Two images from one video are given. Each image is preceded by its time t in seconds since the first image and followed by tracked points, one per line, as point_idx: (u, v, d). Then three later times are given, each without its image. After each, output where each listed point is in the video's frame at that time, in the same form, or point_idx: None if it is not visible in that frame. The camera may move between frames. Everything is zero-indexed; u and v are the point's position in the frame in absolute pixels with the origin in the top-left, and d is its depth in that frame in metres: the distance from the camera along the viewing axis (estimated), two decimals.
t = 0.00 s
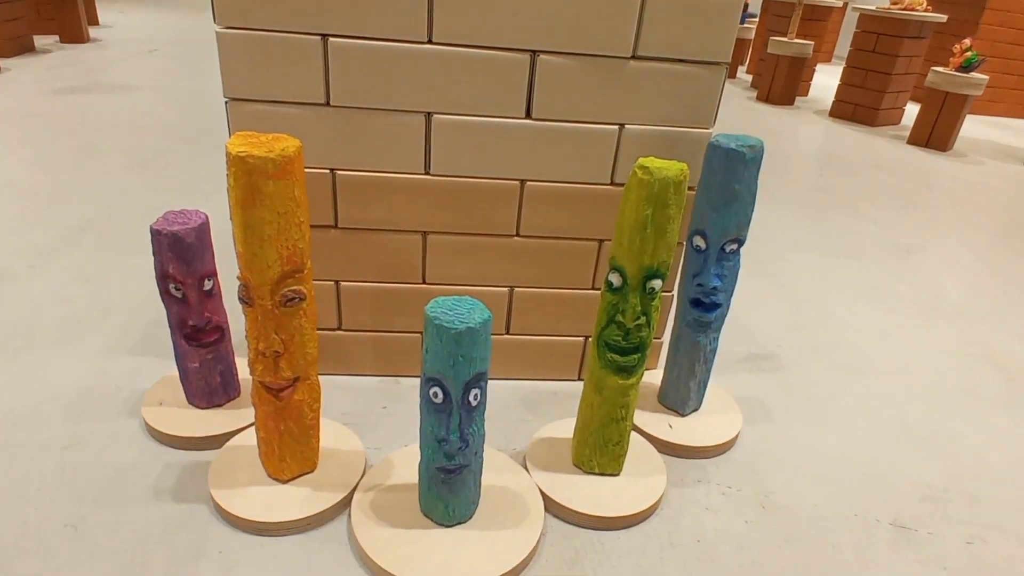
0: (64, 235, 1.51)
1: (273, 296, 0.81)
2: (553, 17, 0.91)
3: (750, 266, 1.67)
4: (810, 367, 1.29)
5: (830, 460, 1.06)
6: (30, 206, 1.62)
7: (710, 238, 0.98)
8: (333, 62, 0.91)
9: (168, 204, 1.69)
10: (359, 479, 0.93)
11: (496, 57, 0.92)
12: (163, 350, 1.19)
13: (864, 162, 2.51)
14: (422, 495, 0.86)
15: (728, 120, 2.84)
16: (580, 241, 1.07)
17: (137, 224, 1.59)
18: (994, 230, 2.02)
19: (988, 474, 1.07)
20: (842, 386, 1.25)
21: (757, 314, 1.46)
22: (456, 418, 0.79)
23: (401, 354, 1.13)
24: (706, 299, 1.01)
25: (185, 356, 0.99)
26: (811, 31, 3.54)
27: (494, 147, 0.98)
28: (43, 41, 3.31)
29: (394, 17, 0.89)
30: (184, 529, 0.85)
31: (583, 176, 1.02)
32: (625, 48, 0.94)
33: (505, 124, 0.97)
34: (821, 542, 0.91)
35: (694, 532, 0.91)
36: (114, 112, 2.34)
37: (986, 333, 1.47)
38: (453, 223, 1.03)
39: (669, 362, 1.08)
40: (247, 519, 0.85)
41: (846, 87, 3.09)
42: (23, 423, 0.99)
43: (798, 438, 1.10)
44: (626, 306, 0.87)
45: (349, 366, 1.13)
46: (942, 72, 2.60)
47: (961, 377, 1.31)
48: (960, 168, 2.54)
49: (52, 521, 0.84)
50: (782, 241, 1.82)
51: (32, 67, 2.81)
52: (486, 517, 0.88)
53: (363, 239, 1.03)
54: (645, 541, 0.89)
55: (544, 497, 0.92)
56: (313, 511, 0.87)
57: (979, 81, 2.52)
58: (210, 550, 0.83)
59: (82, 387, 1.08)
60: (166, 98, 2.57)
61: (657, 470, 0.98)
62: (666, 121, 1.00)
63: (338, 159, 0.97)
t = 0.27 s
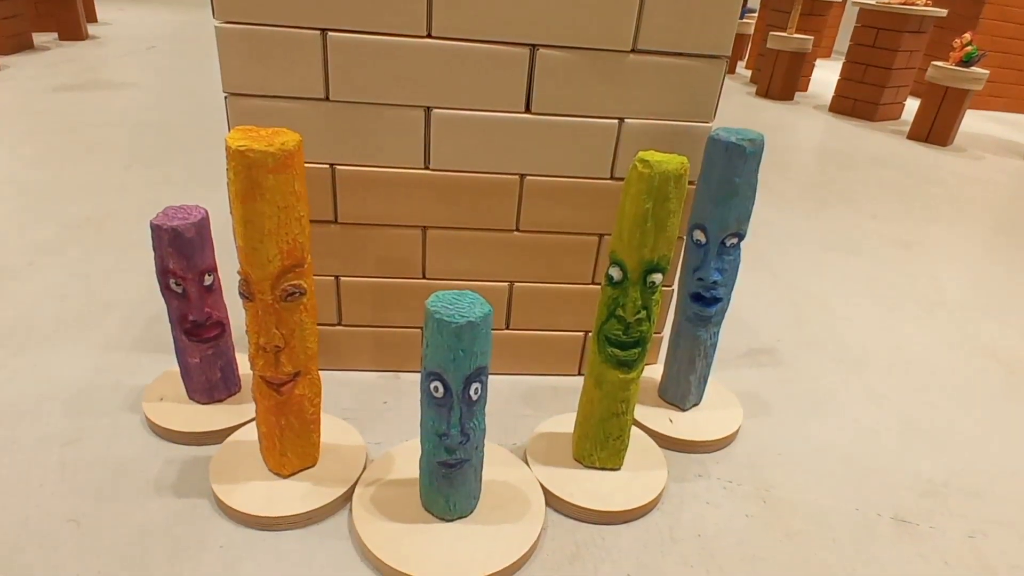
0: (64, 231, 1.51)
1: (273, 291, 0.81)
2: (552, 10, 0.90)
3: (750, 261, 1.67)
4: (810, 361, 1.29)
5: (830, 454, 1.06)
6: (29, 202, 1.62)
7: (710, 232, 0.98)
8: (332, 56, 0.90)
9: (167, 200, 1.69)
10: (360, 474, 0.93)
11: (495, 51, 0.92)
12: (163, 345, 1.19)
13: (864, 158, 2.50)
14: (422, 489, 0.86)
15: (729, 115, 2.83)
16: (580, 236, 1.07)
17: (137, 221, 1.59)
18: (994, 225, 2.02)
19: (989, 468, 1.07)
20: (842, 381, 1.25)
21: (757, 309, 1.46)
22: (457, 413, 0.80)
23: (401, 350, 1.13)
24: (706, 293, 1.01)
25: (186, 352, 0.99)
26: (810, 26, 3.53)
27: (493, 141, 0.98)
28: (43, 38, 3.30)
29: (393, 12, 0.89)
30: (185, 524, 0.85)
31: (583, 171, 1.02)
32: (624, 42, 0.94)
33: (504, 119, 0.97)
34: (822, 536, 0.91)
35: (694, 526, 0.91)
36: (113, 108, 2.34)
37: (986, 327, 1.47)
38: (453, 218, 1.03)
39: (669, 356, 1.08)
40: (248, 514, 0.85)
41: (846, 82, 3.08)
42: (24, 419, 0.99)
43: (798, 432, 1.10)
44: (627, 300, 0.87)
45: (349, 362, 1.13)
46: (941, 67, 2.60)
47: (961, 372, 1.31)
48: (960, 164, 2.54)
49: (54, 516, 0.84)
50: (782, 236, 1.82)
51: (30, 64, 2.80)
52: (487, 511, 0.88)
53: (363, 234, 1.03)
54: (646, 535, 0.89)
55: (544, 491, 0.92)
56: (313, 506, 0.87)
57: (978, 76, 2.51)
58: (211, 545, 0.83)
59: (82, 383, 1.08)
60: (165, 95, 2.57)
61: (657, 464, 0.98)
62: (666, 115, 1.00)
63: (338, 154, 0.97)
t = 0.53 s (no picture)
0: (66, 228, 1.51)
1: (275, 288, 0.81)
2: (554, 7, 0.90)
3: (752, 257, 1.67)
4: (811, 357, 1.29)
5: (832, 450, 1.06)
6: (32, 199, 1.62)
7: (712, 228, 0.98)
8: (334, 53, 0.90)
9: (169, 197, 1.69)
10: (362, 470, 0.93)
11: (497, 48, 0.92)
12: (166, 342, 1.19)
13: (866, 154, 2.50)
14: (425, 485, 0.86)
15: (730, 112, 2.83)
16: (582, 232, 1.07)
17: (139, 218, 1.59)
18: (996, 221, 2.02)
19: (990, 464, 1.07)
20: (843, 377, 1.25)
21: (758, 305, 1.46)
22: (459, 409, 0.80)
23: (403, 346, 1.13)
24: (708, 290, 1.01)
25: (188, 348, 0.99)
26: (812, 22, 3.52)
27: (495, 138, 0.98)
28: (44, 35, 3.30)
29: (394, 9, 0.89)
30: (188, 520, 0.85)
31: (584, 167, 1.02)
32: (626, 39, 0.94)
33: (506, 115, 0.97)
34: (824, 532, 0.91)
35: (696, 522, 0.91)
36: (114, 105, 2.34)
37: (989, 323, 1.47)
38: (455, 215, 1.03)
39: (671, 353, 1.08)
40: (251, 510, 0.85)
41: (848, 78, 3.08)
42: (27, 415, 1.00)
43: (800, 428, 1.11)
44: (628, 296, 0.87)
45: (351, 358, 1.13)
46: (944, 63, 2.59)
47: (963, 368, 1.31)
48: (962, 160, 2.53)
49: (58, 513, 0.85)
50: (784, 232, 1.82)
51: (31, 61, 2.80)
52: (489, 507, 0.88)
53: (365, 231, 1.03)
54: (648, 531, 0.89)
55: (546, 487, 0.93)
56: (316, 502, 0.87)
57: (980, 71, 2.50)
58: (214, 540, 0.83)
59: (85, 380, 1.08)
60: (166, 91, 2.57)
61: (659, 460, 0.98)
62: (668, 112, 1.00)
63: (339, 150, 0.97)
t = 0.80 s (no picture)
0: (71, 226, 1.51)
1: (280, 286, 0.81)
2: (559, 4, 0.90)
3: (757, 255, 1.67)
4: (816, 356, 1.29)
5: (837, 449, 1.06)
6: (35, 197, 1.62)
7: (717, 226, 0.98)
8: (338, 51, 0.90)
9: (173, 195, 1.69)
10: (367, 468, 0.93)
11: (501, 45, 0.92)
12: (170, 340, 1.19)
13: (870, 152, 2.49)
14: (429, 483, 0.86)
15: (734, 109, 2.82)
16: (586, 230, 1.07)
17: (143, 216, 1.59)
18: (1001, 219, 2.01)
19: (997, 462, 1.07)
20: (849, 375, 1.24)
21: (763, 303, 1.45)
22: (464, 407, 0.80)
23: (408, 345, 1.13)
24: (713, 288, 1.01)
25: (192, 346, 0.99)
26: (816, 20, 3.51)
27: (499, 135, 0.98)
28: (47, 33, 3.30)
29: (399, 6, 0.88)
30: (193, 518, 0.85)
31: (589, 165, 1.02)
32: (631, 36, 0.93)
33: (510, 113, 0.96)
34: (829, 530, 0.91)
35: (701, 521, 0.91)
36: (118, 103, 2.34)
37: (994, 321, 1.47)
38: (459, 213, 1.03)
39: (676, 351, 1.07)
40: (255, 508, 0.85)
41: (852, 76, 3.07)
42: (32, 413, 1.00)
43: (805, 427, 1.10)
44: (633, 295, 0.87)
45: (355, 356, 1.13)
46: (948, 60, 2.57)
47: (969, 366, 1.30)
48: (967, 157, 2.53)
49: (63, 510, 0.85)
50: (788, 230, 1.81)
51: (35, 59, 2.80)
52: (494, 506, 0.88)
53: (369, 229, 1.02)
54: (653, 529, 0.89)
55: (551, 486, 0.92)
56: (321, 500, 0.87)
57: (985, 69, 2.49)
58: (219, 539, 0.83)
59: (90, 377, 1.08)
60: (170, 90, 2.57)
61: (664, 459, 0.98)
62: (673, 110, 0.99)
63: (344, 148, 0.97)
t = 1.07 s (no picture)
0: (71, 222, 1.51)
1: (280, 282, 0.81)
2: None
3: (757, 251, 1.67)
4: (817, 352, 1.29)
5: (837, 445, 1.06)
6: (35, 194, 1.62)
7: (718, 222, 0.98)
8: (339, 47, 0.90)
9: (173, 191, 1.69)
10: (368, 465, 0.93)
11: (502, 41, 0.92)
12: (171, 337, 1.19)
13: (871, 148, 2.49)
14: (430, 480, 0.86)
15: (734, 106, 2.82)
16: (587, 227, 1.07)
17: (143, 212, 1.59)
18: (1002, 215, 2.01)
19: (997, 459, 1.07)
20: (849, 371, 1.24)
21: (764, 300, 1.45)
22: (465, 404, 0.80)
23: (408, 341, 1.13)
24: (714, 284, 1.01)
25: (193, 342, 0.99)
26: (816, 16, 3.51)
27: (500, 131, 0.98)
28: (48, 30, 3.29)
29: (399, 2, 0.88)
30: (194, 514, 0.85)
31: (590, 161, 1.02)
32: (632, 32, 0.93)
33: (511, 109, 0.96)
34: (830, 526, 0.91)
35: (702, 517, 0.91)
36: (118, 100, 2.33)
37: (995, 318, 1.46)
38: (460, 210, 1.03)
39: (676, 347, 1.07)
40: (256, 505, 0.85)
41: (852, 73, 3.06)
42: (33, 409, 1.00)
43: (806, 423, 1.10)
44: (634, 291, 0.87)
45: (356, 353, 1.13)
46: (949, 57, 2.57)
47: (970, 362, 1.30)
48: (968, 154, 2.52)
49: (64, 507, 0.85)
50: (789, 227, 1.81)
51: (35, 55, 2.79)
52: (495, 502, 0.88)
53: (370, 225, 1.02)
54: (653, 525, 0.89)
55: (552, 482, 0.92)
56: (321, 497, 0.87)
57: (986, 65, 2.49)
58: (219, 535, 0.83)
59: (91, 374, 1.08)
60: (170, 86, 2.56)
61: (664, 455, 0.98)
62: (674, 106, 0.99)
63: (344, 144, 0.96)
